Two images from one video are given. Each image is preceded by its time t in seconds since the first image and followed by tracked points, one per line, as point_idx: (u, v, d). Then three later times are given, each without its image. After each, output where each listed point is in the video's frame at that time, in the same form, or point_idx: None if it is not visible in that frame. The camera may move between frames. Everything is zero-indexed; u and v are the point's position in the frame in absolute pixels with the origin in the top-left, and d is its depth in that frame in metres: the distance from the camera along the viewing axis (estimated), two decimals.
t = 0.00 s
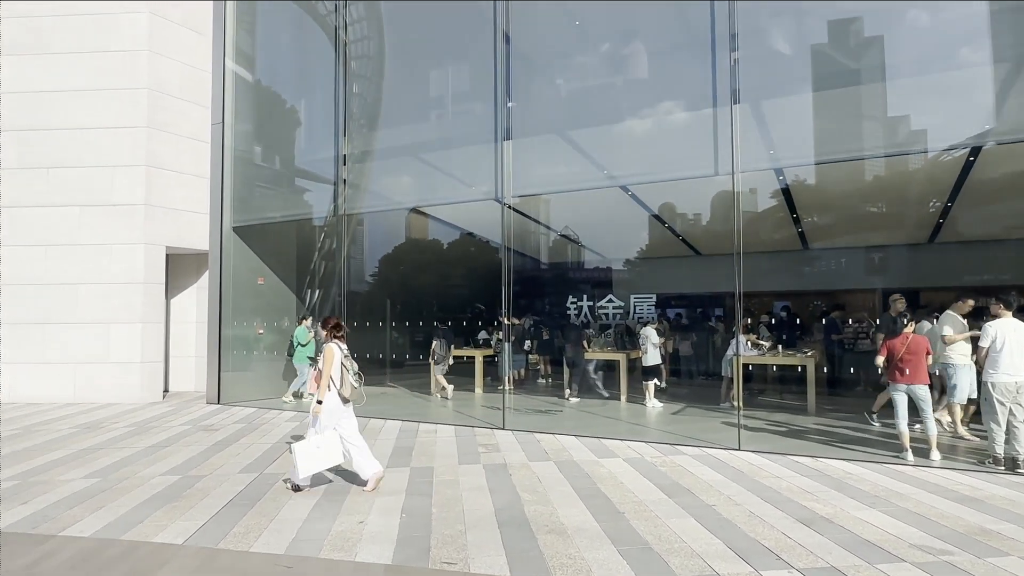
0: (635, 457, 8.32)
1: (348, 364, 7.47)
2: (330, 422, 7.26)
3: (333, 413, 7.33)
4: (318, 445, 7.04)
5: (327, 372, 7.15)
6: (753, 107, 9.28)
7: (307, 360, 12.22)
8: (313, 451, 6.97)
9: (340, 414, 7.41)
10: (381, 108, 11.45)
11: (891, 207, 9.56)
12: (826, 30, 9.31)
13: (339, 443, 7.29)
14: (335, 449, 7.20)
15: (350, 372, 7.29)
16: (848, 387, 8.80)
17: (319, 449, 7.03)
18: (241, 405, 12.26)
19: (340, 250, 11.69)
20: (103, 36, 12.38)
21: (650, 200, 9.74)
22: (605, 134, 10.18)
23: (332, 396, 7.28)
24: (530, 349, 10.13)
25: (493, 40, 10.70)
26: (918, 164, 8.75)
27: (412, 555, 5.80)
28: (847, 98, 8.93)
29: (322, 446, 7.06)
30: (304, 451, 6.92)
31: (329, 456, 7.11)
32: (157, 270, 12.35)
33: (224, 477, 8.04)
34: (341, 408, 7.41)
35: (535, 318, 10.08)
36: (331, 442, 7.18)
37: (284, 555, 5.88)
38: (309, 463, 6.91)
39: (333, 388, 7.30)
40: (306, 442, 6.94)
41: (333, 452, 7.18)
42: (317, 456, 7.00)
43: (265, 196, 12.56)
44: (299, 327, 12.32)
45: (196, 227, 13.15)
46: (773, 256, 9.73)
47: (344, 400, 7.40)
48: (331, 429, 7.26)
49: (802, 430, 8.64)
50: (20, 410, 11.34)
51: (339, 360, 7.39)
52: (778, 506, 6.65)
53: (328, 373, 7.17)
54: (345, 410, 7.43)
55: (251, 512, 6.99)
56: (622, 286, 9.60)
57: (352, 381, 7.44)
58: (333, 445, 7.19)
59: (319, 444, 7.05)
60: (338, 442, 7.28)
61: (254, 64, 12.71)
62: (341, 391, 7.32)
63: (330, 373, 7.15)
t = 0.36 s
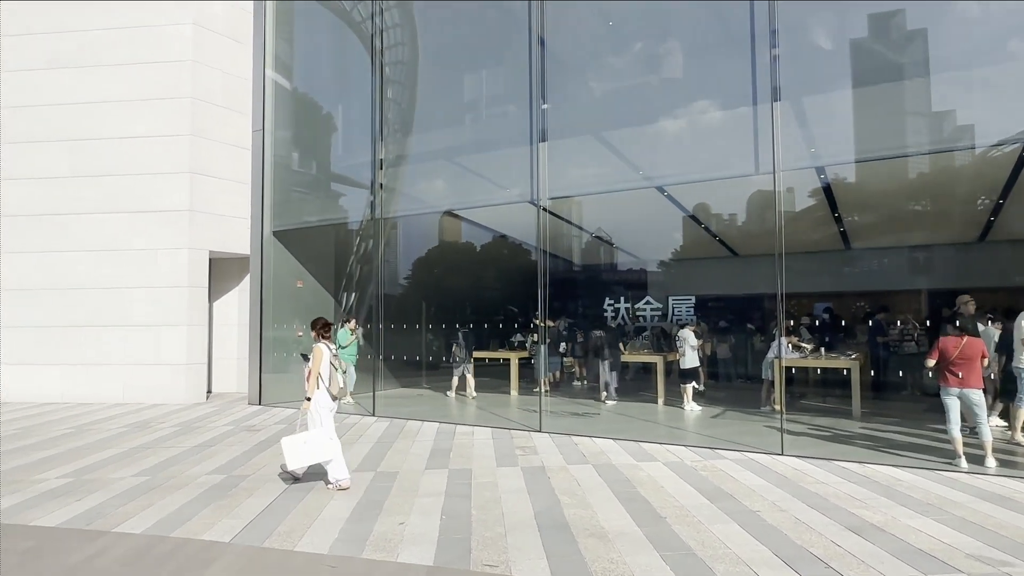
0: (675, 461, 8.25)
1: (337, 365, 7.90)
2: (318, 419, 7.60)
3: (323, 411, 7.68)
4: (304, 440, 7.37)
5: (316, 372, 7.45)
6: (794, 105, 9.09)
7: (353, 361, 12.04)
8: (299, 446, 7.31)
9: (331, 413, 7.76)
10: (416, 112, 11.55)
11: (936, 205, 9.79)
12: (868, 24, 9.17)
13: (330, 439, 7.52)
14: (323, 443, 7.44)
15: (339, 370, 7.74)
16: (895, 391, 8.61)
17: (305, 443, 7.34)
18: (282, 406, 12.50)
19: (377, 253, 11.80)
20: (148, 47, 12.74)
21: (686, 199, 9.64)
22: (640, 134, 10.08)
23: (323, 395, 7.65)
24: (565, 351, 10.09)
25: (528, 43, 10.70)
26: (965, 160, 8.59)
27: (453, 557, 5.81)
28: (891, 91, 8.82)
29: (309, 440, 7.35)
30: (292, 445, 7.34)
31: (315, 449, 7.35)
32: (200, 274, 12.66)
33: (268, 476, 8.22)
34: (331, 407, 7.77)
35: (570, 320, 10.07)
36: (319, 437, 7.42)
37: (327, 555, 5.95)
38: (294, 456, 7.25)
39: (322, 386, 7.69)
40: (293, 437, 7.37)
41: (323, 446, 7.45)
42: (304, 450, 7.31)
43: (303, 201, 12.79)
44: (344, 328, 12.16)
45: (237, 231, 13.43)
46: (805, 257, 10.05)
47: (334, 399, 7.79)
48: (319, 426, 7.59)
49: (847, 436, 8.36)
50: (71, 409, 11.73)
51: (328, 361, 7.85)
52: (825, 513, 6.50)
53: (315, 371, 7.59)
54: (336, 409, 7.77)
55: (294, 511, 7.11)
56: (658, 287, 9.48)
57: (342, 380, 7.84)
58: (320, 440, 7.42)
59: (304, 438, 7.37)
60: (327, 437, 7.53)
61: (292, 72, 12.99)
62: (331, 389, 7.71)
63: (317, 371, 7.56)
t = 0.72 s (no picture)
0: (712, 466, 8.16)
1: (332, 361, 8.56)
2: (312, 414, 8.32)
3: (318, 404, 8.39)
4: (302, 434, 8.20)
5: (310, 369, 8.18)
6: (830, 102, 8.93)
7: (388, 364, 12.22)
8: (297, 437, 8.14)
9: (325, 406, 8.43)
10: (446, 115, 11.63)
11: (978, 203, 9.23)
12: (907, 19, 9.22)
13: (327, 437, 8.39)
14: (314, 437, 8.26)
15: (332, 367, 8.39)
16: (938, 395, 8.38)
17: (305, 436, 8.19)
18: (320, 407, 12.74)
19: (409, 257, 11.90)
20: (187, 56, 13.08)
21: (719, 199, 9.56)
22: (670, 134, 10.02)
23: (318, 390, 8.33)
24: (597, 353, 10.07)
25: (558, 45, 10.66)
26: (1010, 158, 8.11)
27: (488, 559, 5.82)
28: (927, 88, 8.61)
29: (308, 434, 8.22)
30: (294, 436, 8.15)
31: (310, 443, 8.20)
32: (237, 278, 12.94)
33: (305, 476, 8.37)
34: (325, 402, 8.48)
35: (602, 322, 9.99)
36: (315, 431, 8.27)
37: (363, 556, 6.00)
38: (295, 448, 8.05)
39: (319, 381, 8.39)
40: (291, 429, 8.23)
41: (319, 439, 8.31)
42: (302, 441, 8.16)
43: (335, 205, 12.95)
44: (382, 331, 12.33)
45: (272, 235, 13.69)
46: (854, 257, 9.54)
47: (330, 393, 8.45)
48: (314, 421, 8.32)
49: (889, 440, 8.19)
50: (115, 409, 12.08)
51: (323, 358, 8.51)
52: (868, 520, 6.34)
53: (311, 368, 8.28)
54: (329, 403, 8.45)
55: (331, 511, 7.21)
56: (692, 289, 9.38)
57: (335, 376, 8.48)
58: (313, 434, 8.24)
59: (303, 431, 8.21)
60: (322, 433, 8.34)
61: (325, 78, 13.20)
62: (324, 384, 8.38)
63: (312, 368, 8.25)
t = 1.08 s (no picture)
0: (750, 471, 7.99)
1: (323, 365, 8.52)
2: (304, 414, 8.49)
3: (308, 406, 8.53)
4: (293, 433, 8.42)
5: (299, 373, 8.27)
6: (872, 98, 8.74)
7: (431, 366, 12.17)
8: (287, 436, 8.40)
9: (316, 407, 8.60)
10: (478, 120, 11.69)
11: None
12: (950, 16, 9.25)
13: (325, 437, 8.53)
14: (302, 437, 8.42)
15: (323, 372, 8.40)
16: (988, 401, 8.04)
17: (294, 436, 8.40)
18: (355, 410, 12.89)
19: (441, 260, 11.95)
20: (226, 66, 13.42)
21: (754, 199, 9.38)
22: (705, 135, 9.97)
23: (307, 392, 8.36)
24: (631, 356, 9.99)
25: (590, 47, 10.65)
26: None
27: (523, 562, 5.79)
28: (973, 83, 8.39)
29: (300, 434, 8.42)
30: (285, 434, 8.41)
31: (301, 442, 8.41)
32: (275, 282, 13.20)
33: (342, 477, 8.50)
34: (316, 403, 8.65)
35: (636, 325, 9.91)
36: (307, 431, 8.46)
37: (399, 557, 6.03)
38: (281, 447, 8.34)
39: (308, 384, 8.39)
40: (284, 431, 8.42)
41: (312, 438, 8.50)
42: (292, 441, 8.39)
43: (370, 209, 13.14)
44: (421, 334, 12.41)
45: (308, 240, 13.93)
46: (891, 258, 9.12)
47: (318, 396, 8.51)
48: (305, 422, 8.49)
49: (937, 447, 7.96)
50: (158, 410, 12.42)
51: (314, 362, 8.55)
52: (916, 529, 6.14)
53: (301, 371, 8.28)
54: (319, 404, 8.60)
55: (367, 512, 7.30)
56: (728, 291, 9.25)
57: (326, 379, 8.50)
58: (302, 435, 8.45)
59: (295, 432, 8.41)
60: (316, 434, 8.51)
61: (358, 85, 13.40)
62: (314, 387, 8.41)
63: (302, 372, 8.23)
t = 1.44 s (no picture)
0: (786, 478, 7.83)
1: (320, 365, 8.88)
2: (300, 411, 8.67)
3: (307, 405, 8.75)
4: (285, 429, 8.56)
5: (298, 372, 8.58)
6: (911, 95, 8.52)
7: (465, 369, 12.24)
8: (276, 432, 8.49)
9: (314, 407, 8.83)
10: (508, 123, 11.73)
11: None
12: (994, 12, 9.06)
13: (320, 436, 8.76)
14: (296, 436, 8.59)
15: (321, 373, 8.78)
16: None
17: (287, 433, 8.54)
18: (385, 411, 12.95)
19: (470, 262, 12.03)
20: (261, 73, 13.71)
21: (788, 200, 9.26)
22: (737, 134, 9.93)
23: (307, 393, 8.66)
24: (661, 359, 9.88)
25: (620, 48, 10.51)
26: None
27: (555, 566, 5.77)
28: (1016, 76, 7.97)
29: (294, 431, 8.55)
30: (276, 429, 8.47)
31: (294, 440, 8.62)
32: (308, 285, 13.42)
33: (374, 479, 8.60)
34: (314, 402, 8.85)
35: (667, 327, 9.80)
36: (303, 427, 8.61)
37: (432, 558, 6.07)
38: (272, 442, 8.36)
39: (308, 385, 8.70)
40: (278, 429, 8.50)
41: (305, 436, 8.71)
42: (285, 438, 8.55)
43: (399, 213, 13.27)
44: (457, 336, 12.39)
45: (340, 244, 14.14)
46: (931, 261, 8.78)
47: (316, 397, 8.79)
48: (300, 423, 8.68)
49: (983, 455, 7.70)
50: (196, 410, 12.73)
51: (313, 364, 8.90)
52: (961, 540, 5.95)
53: (300, 372, 8.60)
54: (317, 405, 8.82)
55: (399, 513, 7.37)
56: (762, 294, 9.10)
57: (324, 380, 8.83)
58: (295, 433, 8.63)
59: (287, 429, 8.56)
60: (312, 434, 8.71)
61: (389, 90, 13.56)
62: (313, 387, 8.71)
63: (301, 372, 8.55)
